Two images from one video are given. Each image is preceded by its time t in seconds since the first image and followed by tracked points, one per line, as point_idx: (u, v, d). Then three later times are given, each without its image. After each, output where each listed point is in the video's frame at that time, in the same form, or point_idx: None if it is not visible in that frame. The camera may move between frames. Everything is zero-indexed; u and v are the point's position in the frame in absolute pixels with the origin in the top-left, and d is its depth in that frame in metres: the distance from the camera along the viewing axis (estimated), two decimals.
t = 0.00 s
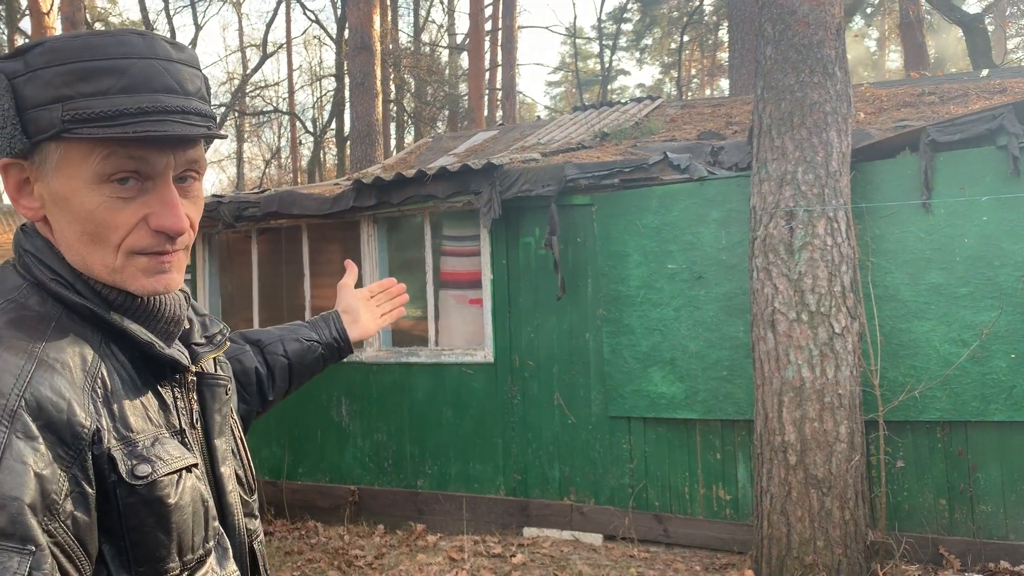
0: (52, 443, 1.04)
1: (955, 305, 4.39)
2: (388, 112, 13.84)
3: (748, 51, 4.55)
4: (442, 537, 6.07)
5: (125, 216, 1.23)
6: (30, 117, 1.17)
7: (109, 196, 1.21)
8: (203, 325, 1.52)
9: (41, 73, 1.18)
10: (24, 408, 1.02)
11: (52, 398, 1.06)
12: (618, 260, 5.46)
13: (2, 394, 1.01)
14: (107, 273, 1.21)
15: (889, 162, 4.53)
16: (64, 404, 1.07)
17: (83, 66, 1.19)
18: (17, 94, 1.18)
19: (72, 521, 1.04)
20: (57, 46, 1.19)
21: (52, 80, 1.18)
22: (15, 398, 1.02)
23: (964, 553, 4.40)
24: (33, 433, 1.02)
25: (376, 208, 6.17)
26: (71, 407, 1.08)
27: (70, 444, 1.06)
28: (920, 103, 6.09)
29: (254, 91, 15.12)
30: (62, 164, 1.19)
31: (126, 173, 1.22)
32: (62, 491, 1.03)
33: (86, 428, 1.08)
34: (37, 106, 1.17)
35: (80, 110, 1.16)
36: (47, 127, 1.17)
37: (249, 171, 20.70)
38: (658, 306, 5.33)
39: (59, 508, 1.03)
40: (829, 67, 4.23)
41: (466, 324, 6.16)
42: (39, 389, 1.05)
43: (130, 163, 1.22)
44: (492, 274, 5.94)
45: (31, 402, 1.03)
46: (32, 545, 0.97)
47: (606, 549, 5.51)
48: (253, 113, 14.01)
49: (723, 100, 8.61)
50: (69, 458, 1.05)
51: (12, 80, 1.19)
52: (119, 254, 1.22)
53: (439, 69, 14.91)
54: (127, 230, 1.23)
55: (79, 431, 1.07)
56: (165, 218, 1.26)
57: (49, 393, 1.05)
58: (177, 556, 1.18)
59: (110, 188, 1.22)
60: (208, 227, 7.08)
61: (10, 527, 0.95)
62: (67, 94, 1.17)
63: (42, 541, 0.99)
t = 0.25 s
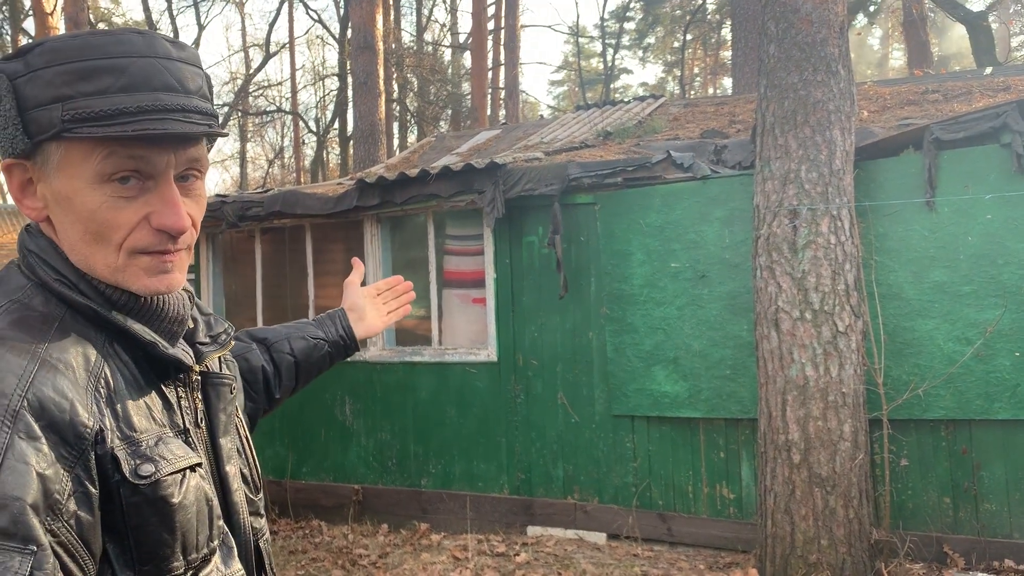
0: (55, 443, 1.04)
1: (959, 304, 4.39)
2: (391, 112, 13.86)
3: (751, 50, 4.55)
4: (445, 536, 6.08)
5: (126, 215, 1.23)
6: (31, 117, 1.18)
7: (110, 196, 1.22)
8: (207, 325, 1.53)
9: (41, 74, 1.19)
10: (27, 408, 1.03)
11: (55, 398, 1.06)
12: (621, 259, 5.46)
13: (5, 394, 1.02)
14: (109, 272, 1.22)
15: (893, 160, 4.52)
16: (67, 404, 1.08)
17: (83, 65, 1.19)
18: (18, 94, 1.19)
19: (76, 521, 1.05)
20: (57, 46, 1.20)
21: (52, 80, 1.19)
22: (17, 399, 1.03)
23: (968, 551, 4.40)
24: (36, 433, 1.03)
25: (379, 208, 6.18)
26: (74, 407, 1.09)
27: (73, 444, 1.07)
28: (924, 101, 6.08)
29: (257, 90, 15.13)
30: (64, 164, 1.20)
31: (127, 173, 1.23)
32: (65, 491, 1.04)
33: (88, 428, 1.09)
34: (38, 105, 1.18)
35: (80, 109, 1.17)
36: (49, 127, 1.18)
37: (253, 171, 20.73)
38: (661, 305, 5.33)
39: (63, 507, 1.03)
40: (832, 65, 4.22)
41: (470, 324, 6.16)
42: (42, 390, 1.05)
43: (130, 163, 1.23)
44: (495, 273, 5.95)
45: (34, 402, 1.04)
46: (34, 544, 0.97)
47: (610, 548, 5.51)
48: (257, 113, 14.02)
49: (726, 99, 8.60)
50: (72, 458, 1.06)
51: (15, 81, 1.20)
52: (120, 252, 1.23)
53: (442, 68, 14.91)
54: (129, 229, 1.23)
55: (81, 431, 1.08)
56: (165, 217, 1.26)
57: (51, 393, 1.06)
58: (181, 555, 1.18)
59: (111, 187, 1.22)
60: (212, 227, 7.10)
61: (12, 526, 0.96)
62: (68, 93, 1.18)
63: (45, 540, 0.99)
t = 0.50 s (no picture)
0: (57, 444, 1.05)
1: (964, 301, 4.38)
2: (394, 111, 13.86)
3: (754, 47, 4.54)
4: (449, 534, 6.09)
5: (159, 215, 1.25)
6: (60, 120, 1.17)
7: (144, 197, 1.23)
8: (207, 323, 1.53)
9: (71, 76, 1.18)
10: (29, 408, 1.04)
11: (56, 399, 1.07)
12: (625, 257, 5.46)
13: (5, 395, 1.03)
14: (145, 274, 1.24)
15: (897, 158, 4.51)
16: (68, 404, 1.08)
17: (116, 67, 1.19)
18: (44, 95, 1.18)
19: (78, 520, 1.06)
20: (91, 48, 1.19)
21: (85, 82, 1.18)
22: (18, 400, 1.03)
23: (973, 549, 4.39)
24: (38, 433, 1.03)
25: (383, 207, 6.19)
26: (75, 407, 1.09)
27: (75, 444, 1.07)
28: (929, 99, 6.07)
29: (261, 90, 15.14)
30: (95, 166, 1.20)
31: (163, 176, 1.25)
32: (67, 491, 1.04)
33: (91, 428, 1.10)
34: (69, 107, 1.17)
35: (119, 113, 1.18)
36: (85, 129, 1.17)
37: (257, 170, 20.75)
38: (665, 303, 5.32)
39: (65, 507, 1.04)
40: (836, 63, 4.22)
41: (473, 322, 6.16)
42: (43, 390, 1.06)
43: (166, 165, 1.24)
44: (498, 272, 5.95)
45: (35, 403, 1.04)
46: (38, 544, 0.98)
47: (613, 546, 5.51)
48: (260, 112, 14.04)
49: (730, 96, 8.58)
50: (74, 459, 1.07)
51: (37, 83, 1.19)
52: (158, 255, 1.25)
53: (445, 67, 14.91)
54: (163, 229, 1.26)
55: (83, 431, 1.09)
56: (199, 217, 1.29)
57: (53, 394, 1.07)
58: (184, 553, 1.19)
59: (144, 188, 1.23)
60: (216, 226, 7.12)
61: (15, 527, 0.96)
62: (104, 96, 1.18)
63: (48, 539, 1.00)
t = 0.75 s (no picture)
0: (79, 447, 1.02)
1: (966, 301, 4.37)
2: (397, 110, 13.87)
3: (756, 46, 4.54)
4: (452, 533, 6.10)
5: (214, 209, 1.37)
6: (168, 136, 1.21)
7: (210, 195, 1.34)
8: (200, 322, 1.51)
9: (167, 93, 1.20)
10: (50, 413, 1.00)
11: (77, 402, 1.04)
12: (628, 256, 5.46)
13: (27, 399, 0.99)
14: (203, 261, 1.35)
15: (899, 157, 4.51)
16: (88, 407, 1.05)
17: (192, 81, 1.25)
18: (147, 114, 1.17)
19: (102, 521, 1.03)
20: (171, 62, 1.22)
21: (177, 97, 1.21)
22: (40, 403, 1.00)
23: (976, 548, 4.39)
24: (61, 437, 1.00)
25: (386, 206, 6.20)
26: (94, 410, 1.06)
27: (96, 446, 1.05)
28: (931, 97, 6.06)
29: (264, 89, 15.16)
30: (179, 174, 1.26)
31: (215, 170, 1.35)
32: (91, 492, 1.02)
33: (110, 429, 1.07)
34: (170, 123, 1.21)
35: (205, 122, 1.28)
36: (188, 142, 1.23)
37: (260, 170, 20.79)
38: (667, 303, 5.32)
39: (89, 509, 1.02)
40: (838, 62, 4.21)
41: (476, 322, 6.17)
42: (63, 394, 1.03)
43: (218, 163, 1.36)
44: (501, 271, 5.96)
45: (57, 407, 1.01)
46: (68, 545, 0.97)
47: (616, 545, 5.52)
48: (264, 112, 14.06)
49: (733, 95, 8.58)
50: (96, 461, 1.04)
51: (130, 103, 1.16)
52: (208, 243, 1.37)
53: (448, 66, 14.92)
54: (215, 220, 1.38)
55: (103, 432, 1.06)
56: (231, 202, 1.43)
57: (74, 397, 1.04)
58: (197, 550, 1.17)
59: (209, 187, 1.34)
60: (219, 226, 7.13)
61: (46, 529, 0.95)
62: (194, 109, 1.25)
63: (77, 540, 0.99)
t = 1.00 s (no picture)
0: (114, 441, 1.02)
1: (968, 300, 4.37)
2: (401, 109, 13.89)
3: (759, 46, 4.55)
4: (455, 531, 6.12)
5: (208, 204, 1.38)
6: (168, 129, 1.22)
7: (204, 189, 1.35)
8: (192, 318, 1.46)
9: (166, 87, 1.22)
10: (85, 409, 1.00)
11: (108, 399, 1.03)
12: (630, 255, 5.47)
13: (63, 396, 0.99)
14: (195, 258, 1.36)
15: (901, 156, 4.51)
16: (117, 402, 1.04)
17: (187, 76, 1.28)
18: (149, 107, 1.19)
19: (138, 512, 1.03)
20: (169, 58, 1.24)
21: (174, 91, 1.24)
22: (77, 400, 0.99)
23: (978, 548, 4.39)
24: (97, 432, 1.00)
25: (390, 205, 6.22)
26: (123, 404, 1.05)
27: (128, 439, 1.04)
28: (935, 97, 6.05)
29: (268, 89, 15.19)
30: (177, 168, 1.27)
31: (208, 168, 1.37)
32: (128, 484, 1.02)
33: (138, 423, 1.06)
34: (170, 116, 1.23)
35: (201, 116, 1.30)
36: (186, 134, 1.25)
37: (265, 169, 20.84)
38: (670, 302, 5.33)
39: (127, 500, 1.01)
40: (840, 61, 4.21)
41: (478, 321, 6.18)
42: (95, 391, 1.02)
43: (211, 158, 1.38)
44: (504, 270, 5.97)
45: (91, 403, 1.01)
46: (116, 536, 0.97)
47: (618, 543, 5.53)
48: (268, 111, 14.09)
49: (736, 94, 8.57)
50: (128, 454, 1.03)
51: (133, 96, 1.17)
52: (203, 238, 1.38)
53: (452, 65, 14.92)
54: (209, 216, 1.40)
55: (133, 426, 1.05)
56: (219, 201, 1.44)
57: (103, 394, 1.03)
58: (215, 538, 1.16)
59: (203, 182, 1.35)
60: (223, 225, 7.16)
61: (95, 521, 0.95)
62: (189, 103, 1.27)
63: (123, 530, 0.99)
